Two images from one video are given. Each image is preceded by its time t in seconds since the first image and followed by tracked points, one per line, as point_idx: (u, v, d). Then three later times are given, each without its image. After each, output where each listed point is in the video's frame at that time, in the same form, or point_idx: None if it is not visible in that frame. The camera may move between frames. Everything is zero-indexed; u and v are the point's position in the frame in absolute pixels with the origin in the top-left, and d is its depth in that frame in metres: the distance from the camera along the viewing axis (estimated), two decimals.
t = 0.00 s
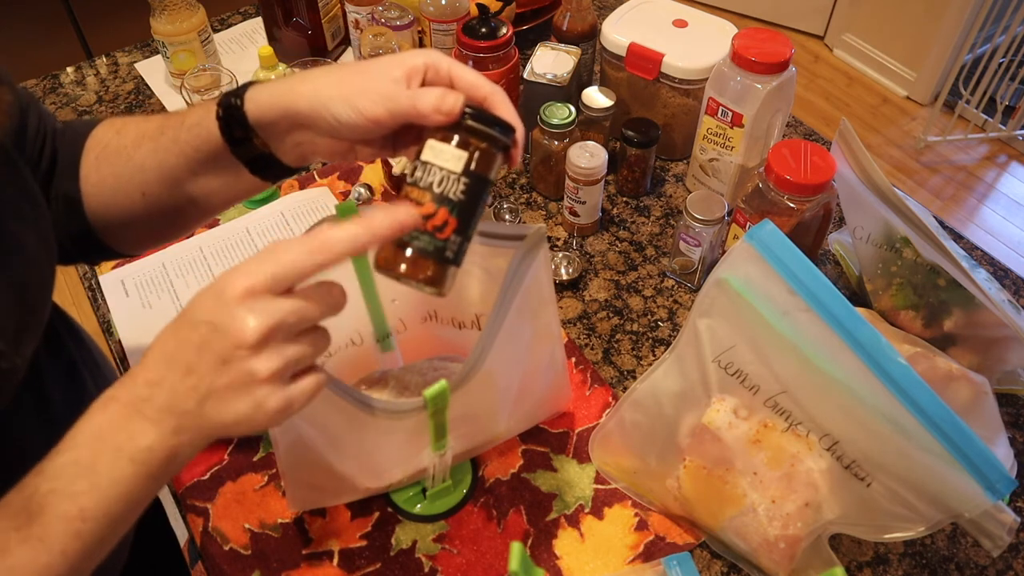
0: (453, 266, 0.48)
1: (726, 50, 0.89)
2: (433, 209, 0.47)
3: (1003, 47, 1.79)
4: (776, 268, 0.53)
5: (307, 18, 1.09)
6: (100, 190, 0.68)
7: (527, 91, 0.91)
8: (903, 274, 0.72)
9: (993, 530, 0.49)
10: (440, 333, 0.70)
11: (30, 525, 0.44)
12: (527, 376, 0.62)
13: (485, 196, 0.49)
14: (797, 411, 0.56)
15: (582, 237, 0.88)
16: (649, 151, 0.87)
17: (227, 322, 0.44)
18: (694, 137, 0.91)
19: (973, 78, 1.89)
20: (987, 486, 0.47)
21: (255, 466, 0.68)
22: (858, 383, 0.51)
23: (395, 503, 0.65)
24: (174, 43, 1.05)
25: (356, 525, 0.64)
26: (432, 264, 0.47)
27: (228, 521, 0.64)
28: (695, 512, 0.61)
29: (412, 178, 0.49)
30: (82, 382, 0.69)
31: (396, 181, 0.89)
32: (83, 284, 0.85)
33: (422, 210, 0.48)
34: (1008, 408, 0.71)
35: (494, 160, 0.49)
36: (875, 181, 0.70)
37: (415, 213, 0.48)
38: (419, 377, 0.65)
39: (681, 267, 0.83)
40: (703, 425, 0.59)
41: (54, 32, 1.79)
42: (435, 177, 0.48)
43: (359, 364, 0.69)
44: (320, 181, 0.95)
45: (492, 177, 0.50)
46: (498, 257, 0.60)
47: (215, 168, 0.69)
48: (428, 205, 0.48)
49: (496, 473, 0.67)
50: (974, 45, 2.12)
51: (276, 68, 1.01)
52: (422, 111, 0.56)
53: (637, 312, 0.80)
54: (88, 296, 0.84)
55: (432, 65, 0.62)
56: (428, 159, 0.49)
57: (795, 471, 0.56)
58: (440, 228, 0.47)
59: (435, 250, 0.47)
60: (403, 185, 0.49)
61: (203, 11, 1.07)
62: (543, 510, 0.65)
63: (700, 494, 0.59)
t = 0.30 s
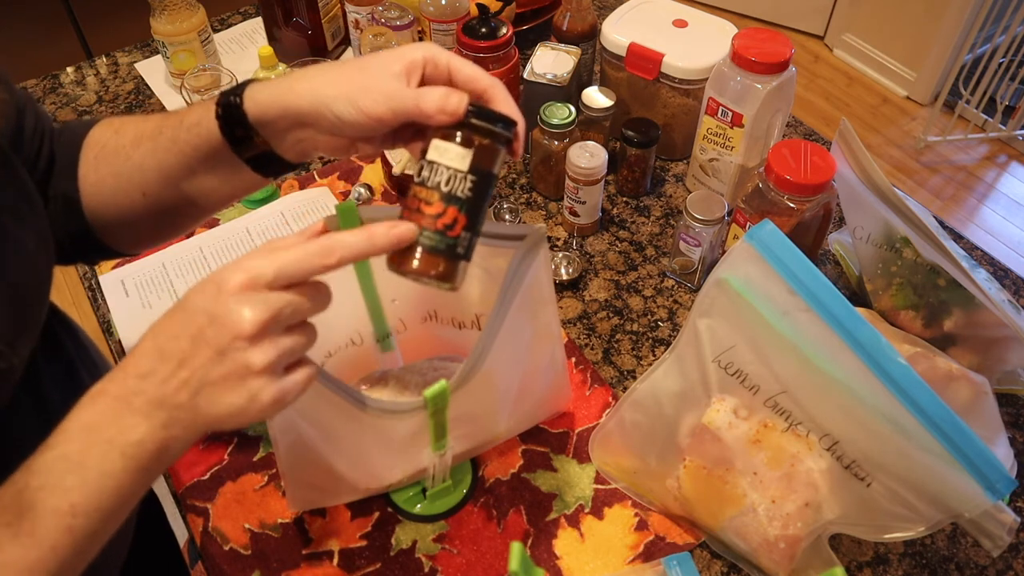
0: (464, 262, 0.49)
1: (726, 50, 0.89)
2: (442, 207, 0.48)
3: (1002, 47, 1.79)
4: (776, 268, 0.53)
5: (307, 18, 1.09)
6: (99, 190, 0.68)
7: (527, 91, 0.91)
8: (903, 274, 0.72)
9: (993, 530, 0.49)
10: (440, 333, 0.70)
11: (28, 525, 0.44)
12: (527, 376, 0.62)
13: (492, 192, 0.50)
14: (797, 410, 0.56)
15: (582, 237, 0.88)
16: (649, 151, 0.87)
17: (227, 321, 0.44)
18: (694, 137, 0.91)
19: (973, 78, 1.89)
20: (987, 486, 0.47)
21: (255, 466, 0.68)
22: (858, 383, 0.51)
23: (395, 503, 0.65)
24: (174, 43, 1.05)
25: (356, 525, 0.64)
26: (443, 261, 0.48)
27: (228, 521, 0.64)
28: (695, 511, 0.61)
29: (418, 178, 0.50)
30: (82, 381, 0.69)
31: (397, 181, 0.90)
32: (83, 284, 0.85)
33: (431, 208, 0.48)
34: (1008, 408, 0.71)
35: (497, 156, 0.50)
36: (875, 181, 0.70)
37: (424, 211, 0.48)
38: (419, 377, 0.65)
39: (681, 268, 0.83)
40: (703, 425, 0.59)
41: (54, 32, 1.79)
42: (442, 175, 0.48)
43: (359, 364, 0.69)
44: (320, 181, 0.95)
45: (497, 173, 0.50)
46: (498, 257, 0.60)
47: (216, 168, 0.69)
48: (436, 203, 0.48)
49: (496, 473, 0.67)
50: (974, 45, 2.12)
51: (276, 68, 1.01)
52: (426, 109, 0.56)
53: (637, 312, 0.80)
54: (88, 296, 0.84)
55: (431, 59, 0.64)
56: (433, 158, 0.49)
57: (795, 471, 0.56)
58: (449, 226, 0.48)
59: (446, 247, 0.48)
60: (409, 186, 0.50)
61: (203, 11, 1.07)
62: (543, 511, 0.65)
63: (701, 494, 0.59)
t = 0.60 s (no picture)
0: (455, 259, 0.49)
1: (726, 50, 0.89)
2: (433, 204, 0.48)
3: (1002, 47, 1.79)
4: (776, 268, 0.53)
5: (307, 18, 1.09)
6: (94, 189, 0.68)
7: (527, 91, 0.91)
8: (903, 274, 0.72)
9: (993, 530, 0.49)
10: (441, 333, 0.70)
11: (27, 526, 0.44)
12: (527, 376, 0.62)
13: (484, 189, 0.50)
14: (797, 410, 0.56)
15: (582, 237, 0.88)
16: (649, 151, 0.87)
17: (225, 322, 0.44)
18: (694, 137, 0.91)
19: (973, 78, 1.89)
20: (987, 486, 0.47)
21: (255, 466, 0.68)
22: (858, 383, 0.51)
23: (395, 503, 0.65)
24: (174, 43, 1.05)
25: (356, 525, 0.64)
26: (434, 258, 0.48)
27: (228, 521, 0.64)
28: (695, 511, 0.61)
29: (410, 174, 0.50)
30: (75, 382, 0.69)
31: (396, 181, 0.90)
32: (83, 284, 0.85)
33: (422, 205, 0.48)
34: (1008, 408, 0.71)
35: (491, 152, 0.50)
36: (875, 181, 0.70)
37: (415, 209, 0.48)
38: (419, 377, 0.65)
39: (681, 268, 0.83)
40: (703, 425, 0.59)
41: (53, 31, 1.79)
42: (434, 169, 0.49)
43: (359, 364, 0.69)
44: (320, 181, 0.95)
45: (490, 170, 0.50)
46: (498, 257, 0.60)
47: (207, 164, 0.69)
48: (428, 200, 0.48)
49: (496, 473, 0.67)
50: (974, 45, 2.12)
51: (276, 68, 1.01)
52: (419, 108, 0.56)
53: (637, 312, 0.80)
54: (88, 296, 0.84)
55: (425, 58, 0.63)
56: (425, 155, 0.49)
57: (795, 471, 0.56)
58: (441, 223, 0.48)
59: (438, 245, 0.48)
60: (402, 182, 0.50)
61: (202, 11, 1.07)
62: (543, 511, 0.65)
63: (701, 494, 0.59)
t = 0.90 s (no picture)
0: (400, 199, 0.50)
1: (726, 50, 0.89)
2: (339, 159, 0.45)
3: (1002, 47, 1.79)
4: (776, 268, 0.53)
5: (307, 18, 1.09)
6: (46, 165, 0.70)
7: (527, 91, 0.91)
8: (903, 274, 0.72)
9: (993, 530, 0.49)
10: (441, 334, 0.71)
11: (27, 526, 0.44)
12: (527, 376, 0.62)
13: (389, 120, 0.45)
14: (797, 411, 0.56)
15: (582, 237, 0.88)
16: (648, 151, 0.87)
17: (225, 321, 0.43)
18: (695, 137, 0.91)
19: (973, 77, 1.89)
20: (987, 486, 0.47)
21: (255, 466, 0.68)
22: (859, 383, 0.51)
23: (395, 503, 0.65)
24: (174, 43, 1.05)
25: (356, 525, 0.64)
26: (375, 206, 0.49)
27: (228, 521, 0.64)
28: (696, 511, 0.61)
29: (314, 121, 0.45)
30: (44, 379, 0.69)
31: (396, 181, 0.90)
32: (83, 283, 0.85)
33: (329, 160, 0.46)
34: (1008, 408, 0.71)
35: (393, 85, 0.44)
36: (875, 180, 0.70)
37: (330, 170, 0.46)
38: (419, 378, 0.65)
39: (681, 268, 0.83)
40: (703, 425, 0.59)
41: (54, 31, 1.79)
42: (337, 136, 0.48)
43: (359, 364, 0.69)
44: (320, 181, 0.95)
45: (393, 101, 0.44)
46: (498, 257, 0.61)
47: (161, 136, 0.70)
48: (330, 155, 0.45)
49: (496, 473, 0.67)
50: (974, 45, 2.12)
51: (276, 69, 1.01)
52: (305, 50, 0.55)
53: (637, 312, 0.80)
54: (88, 296, 0.84)
55: None
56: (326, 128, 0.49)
57: (795, 471, 0.56)
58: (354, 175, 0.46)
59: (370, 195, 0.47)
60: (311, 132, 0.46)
61: (203, 11, 1.07)
62: (543, 510, 0.65)
63: (700, 494, 0.59)
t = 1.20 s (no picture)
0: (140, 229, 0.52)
1: (726, 50, 0.89)
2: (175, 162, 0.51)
3: (1002, 47, 1.79)
4: (776, 268, 0.53)
5: (308, 18, 1.09)
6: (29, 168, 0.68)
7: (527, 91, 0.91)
8: (903, 274, 0.72)
9: (993, 530, 0.49)
10: (441, 333, 0.70)
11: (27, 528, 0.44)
12: (528, 376, 0.62)
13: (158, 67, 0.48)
14: (797, 410, 0.56)
15: (582, 237, 0.88)
16: (648, 150, 0.87)
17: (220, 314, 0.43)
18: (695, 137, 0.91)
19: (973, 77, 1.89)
20: (987, 486, 0.47)
21: (255, 466, 0.68)
22: (859, 383, 0.51)
23: (395, 502, 0.65)
24: (174, 43, 1.05)
25: (356, 525, 0.64)
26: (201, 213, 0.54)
27: (228, 521, 0.64)
28: (695, 511, 0.61)
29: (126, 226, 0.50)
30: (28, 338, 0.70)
31: (396, 181, 0.91)
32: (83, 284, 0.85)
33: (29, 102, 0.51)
34: (1008, 408, 0.71)
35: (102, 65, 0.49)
36: (875, 180, 0.70)
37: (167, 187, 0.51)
38: (420, 378, 0.65)
39: (681, 267, 0.83)
40: (703, 425, 0.59)
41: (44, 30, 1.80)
42: (81, 219, 0.49)
43: (359, 364, 0.69)
44: (320, 181, 0.95)
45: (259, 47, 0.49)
46: (498, 257, 0.61)
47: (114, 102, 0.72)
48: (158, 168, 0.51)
49: (496, 473, 0.67)
50: (974, 45, 2.12)
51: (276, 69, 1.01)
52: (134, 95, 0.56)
53: (637, 312, 0.80)
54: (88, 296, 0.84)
55: None
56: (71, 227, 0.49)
57: (795, 471, 0.56)
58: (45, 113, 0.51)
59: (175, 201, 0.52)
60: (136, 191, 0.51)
61: (203, 11, 1.07)
62: (543, 510, 0.65)
63: (700, 494, 0.59)
